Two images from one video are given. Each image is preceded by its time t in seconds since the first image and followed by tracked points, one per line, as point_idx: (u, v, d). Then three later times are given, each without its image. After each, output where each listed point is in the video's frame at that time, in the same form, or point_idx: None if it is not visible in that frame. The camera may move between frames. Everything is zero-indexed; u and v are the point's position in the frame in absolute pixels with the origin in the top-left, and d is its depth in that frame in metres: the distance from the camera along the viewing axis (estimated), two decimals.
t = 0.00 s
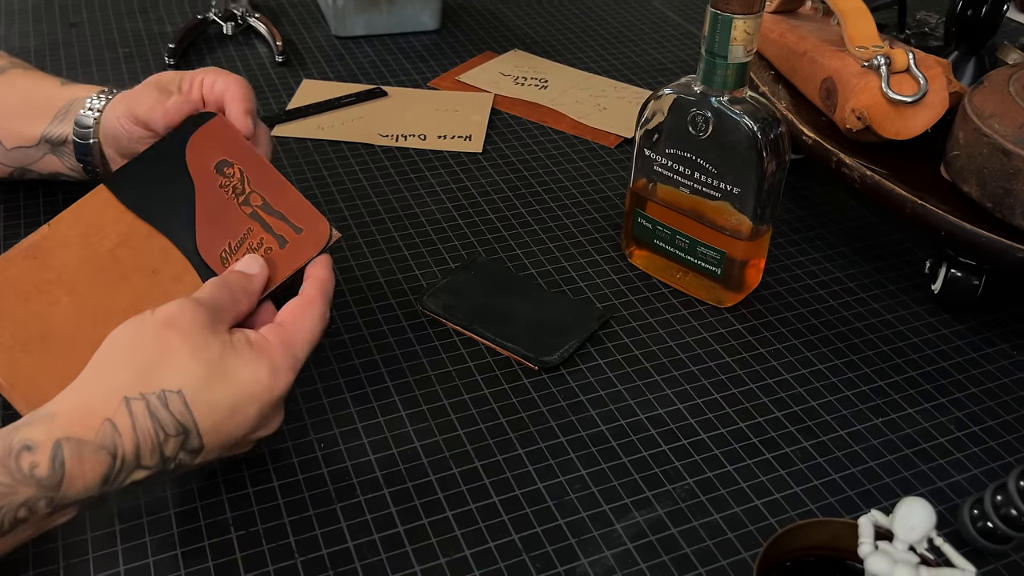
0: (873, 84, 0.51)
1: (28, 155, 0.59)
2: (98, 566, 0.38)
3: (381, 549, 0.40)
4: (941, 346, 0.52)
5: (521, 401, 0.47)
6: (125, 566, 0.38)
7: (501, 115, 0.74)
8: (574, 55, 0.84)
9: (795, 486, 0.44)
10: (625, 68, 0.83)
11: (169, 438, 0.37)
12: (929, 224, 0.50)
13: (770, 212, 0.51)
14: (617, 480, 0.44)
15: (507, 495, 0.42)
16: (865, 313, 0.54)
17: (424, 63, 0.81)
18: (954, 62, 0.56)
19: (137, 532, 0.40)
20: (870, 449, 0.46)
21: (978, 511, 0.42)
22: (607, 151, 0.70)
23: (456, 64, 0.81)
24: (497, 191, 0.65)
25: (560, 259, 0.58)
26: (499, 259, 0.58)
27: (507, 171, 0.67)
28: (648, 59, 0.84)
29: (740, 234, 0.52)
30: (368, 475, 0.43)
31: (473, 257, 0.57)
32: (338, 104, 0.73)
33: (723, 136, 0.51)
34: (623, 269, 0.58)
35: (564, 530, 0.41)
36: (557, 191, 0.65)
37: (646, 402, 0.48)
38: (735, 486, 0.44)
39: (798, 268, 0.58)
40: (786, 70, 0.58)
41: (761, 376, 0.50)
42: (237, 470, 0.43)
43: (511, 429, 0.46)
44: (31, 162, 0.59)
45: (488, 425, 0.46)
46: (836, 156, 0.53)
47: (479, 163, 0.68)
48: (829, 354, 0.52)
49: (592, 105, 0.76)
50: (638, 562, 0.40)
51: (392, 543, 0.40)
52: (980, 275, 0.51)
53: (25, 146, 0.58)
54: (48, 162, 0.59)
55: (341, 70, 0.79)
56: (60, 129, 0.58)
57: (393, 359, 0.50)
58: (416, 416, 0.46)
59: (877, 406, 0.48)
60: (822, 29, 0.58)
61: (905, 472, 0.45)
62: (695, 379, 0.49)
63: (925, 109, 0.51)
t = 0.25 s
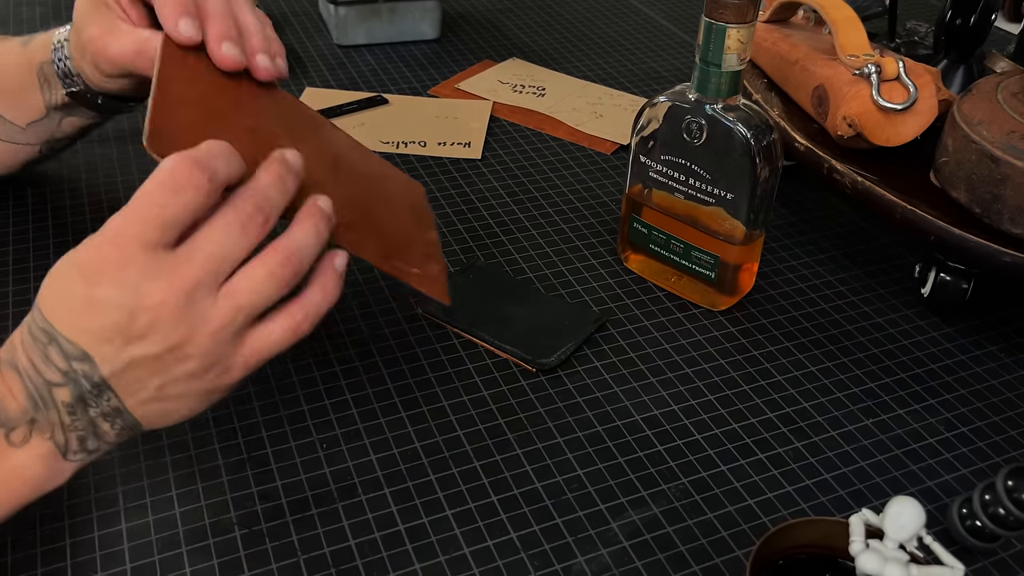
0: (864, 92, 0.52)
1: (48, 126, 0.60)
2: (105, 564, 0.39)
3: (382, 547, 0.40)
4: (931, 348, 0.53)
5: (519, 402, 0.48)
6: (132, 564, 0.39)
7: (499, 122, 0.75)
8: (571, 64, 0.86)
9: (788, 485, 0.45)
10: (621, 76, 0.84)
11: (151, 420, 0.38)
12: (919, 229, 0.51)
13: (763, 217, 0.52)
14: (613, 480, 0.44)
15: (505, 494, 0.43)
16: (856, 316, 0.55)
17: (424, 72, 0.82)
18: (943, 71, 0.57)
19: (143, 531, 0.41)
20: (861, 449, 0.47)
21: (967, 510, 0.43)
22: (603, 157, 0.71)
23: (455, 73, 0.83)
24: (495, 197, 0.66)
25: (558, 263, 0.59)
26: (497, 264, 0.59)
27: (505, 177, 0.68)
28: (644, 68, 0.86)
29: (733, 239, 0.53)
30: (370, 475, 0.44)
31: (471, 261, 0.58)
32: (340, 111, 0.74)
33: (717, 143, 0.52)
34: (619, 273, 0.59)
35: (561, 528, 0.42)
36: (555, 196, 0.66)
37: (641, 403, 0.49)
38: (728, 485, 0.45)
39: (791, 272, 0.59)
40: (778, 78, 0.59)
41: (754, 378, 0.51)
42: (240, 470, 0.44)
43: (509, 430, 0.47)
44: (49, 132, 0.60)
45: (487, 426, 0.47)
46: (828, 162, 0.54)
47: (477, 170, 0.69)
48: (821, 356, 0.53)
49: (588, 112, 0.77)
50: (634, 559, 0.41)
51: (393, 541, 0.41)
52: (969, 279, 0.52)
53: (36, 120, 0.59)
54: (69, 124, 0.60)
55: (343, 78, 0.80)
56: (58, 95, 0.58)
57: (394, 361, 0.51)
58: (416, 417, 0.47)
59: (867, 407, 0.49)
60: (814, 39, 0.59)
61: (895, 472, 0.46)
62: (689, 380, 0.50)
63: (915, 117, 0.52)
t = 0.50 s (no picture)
0: (855, 100, 0.53)
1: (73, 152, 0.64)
2: (112, 561, 0.40)
3: (383, 545, 0.41)
4: (920, 351, 0.54)
5: (517, 403, 0.49)
6: (138, 562, 0.40)
7: (498, 129, 0.76)
8: (568, 72, 0.87)
9: (780, 485, 0.46)
10: (616, 84, 0.85)
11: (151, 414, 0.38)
12: (908, 234, 0.52)
13: (756, 223, 0.54)
14: (609, 480, 0.45)
15: (503, 494, 0.44)
16: (847, 319, 0.57)
17: (424, 80, 0.84)
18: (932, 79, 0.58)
19: (149, 529, 0.42)
20: (852, 450, 0.48)
21: (955, 509, 0.44)
22: (600, 164, 0.72)
23: (454, 81, 0.84)
24: (494, 203, 0.67)
25: (555, 267, 0.60)
26: (496, 268, 0.60)
27: (504, 183, 0.69)
28: (639, 76, 0.87)
29: (727, 244, 0.54)
30: (371, 475, 0.45)
31: (471, 265, 0.59)
32: (342, 119, 0.75)
33: (711, 150, 0.53)
34: (615, 277, 0.60)
35: (558, 527, 0.43)
36: (552, 202, 0.67)
37: (637, 404, 0.50)
38: (722, 485, 0.46)
39: (783, 276, 0.60)
40: (771, 86, 0.61)
41: (747, 380, 0.52)
42: (244, 470, 0.45)
43: (508, 430, 0.48)
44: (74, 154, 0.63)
45: (486, 426, 0.48)
46: (819, 169, 0.55)
47: (476, 176, 0.70)
48: (813, 358, 0.54)
49: (585, 120, 0.78)
50: (629, 558, 0.42)
51: (393, 539, 0.42)
52: (957, 283, 0.53)
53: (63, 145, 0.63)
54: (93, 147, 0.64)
55: (345, 86, 0.81)
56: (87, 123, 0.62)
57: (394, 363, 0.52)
58: (416, 418, 0.48)
59: (858, 409, 0.50)
60: (806, 48, 0.60)
61: (885, 472, 0.47)
62: (684, 382, 0.51)
63: (904, 124, 0.53)
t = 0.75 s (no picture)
0: (845, 107, 0.55)
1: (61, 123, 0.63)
2: (118, 559, 0.41)
3: (384, 543, 0.42)
4: (909, 353, 0.55)
5: (515, 405, 0.50)
6: (144, 559, 0.41)
7: (497, 136, 0.78)
8: (565, 81, 0.88)
9: (773, 484, 0.47)
10: (612, 93, 0.86)
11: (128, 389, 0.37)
12: (898, 239, 0.53)
13: (749, 228, 0.55)
14: (605, 480, 0.46)
15: (502, 493, 0.45)
16: (838, 322, 0.58)
17: (424, 88, 0.85)
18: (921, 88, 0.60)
19: (155, 528, 0.42)
20: (843, 450, 0.49)
21: (944, 509, 0.45)
22: (596, 170, 0.74)
23: (454, 89, 0.85)
24: (492, 208, 0.68)
25: (552, 271, 0.61)
26: (495, 272, 0.61)
27: (502, 189, 0.70)
28: (634, 85, 0.88)
29: (721, 248, 0.55)
30: (372, 474, 0.46)
31: (470, 269, 0.61)
32: (343, 126, 0.76)
33: (705, 156, 0.54)
34: (611, 281, 0.61)
35: (555, 526, 0.44)
36: (550, 208, 0.69)
37: (633, 406, 0.51)
38: (716, 484, 0.47)
39: (776, 280, 0.61)
40: (764, 94, 0.62)
41: (741, 382, 0.53)
42: (248, 470, 0.46)
43: (506, 431, 0.49)
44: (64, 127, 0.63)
45: (486, 427, 0.49)
46: (811, 175, 0.56)
47: (475, 182, 0.71)
48: (805, 361, 0.55)
49: (581, 127, 0.79)
50: (625, 555, 0.43)
51: (394, 538, 0.42)
52: (946, 287, 0.54)
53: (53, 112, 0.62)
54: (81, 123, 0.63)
55: (346, 94, 0.83)
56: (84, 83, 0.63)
57: (395, 365, 0.53)
58: (417, 419, 0.49)
59: (849, 410, 0.51)
60: (797, 57, 0.62)
61: (875, 472, 0.48)
62: (679, 384, 0.53)
63: (894, 131, 0.54)
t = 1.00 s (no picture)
0: (836, 115, 0.56)
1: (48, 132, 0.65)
2: (126, 557, 0.42)
3: (385, 542, 0.43)
4: (899, 356, 0.57)
5: (513, 406, 0.52)
6: (151, 557, 0.42)
7: (495, 144, 0.79)
8: (562, 89, 0.89)
9: (765, 484, 0.48)
10: (608, 101, 0.87)
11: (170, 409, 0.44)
12: (888, 244, 0.54)
13: (742, 233, 0.56)
14: (601, 479, 0.47)
15: (500, 492, 0.46)
16: (828, 325, 0.59)
17: (424, 96, 0.86)
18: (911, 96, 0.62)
19: (161, 527, 0.43)
20: (833, 450, 0.50)
21: (933, 508, 0.46)
22: (593, 177, 0.75)
23: (453, 97, 0.86)
24: (491, 214, 0.69)
25: (549, 276, 0.62)
26: (493, 276, 0.62)
27: (501, 196, 0.72)
28: (630, 93, 0.89)
29: (714, 253, 0.56)
30: (374, 474, 0.47)
31: (469, 273, 0.62)
32: (345, 133, 0.77)
33: (699, 163, 0.55)
34: (607, 285, 0.62)
35: (552, 524, 0.45)
36: (547, 213, 0.70)
37: (628, 407, 0.52)
38: (709, 484, 0.48)
39: (768, 284, 0.63)
40: (757, 102, 0.63)
41: (734, 384, 0.54)
42: (252, 470, 0.47)
43: (504, 432, 0.50)
44: (50, 138, 0.65)
45: (484, 428, 0.50)
46: (803, 181, 0.58)
47: (474, 188, 0.72)
48: (797, 363, 0.56)
49: (578, 134, 0.80)
50: (620, 553, 0.44)
51: (395, 536, 0.43)
52: (935, 291, 0.55)
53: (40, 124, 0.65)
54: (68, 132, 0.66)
55: (348, 102, 0.84)
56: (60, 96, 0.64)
57: (396, 367, 0.54)
58: (417, 420, 0.50)
59: (840, 411, 0.53)
60: (789, 66, 0.63)
61: (865, 472, 0.49)
62: (673, 386, 0.54)
63: (883, 139, 0.56)
